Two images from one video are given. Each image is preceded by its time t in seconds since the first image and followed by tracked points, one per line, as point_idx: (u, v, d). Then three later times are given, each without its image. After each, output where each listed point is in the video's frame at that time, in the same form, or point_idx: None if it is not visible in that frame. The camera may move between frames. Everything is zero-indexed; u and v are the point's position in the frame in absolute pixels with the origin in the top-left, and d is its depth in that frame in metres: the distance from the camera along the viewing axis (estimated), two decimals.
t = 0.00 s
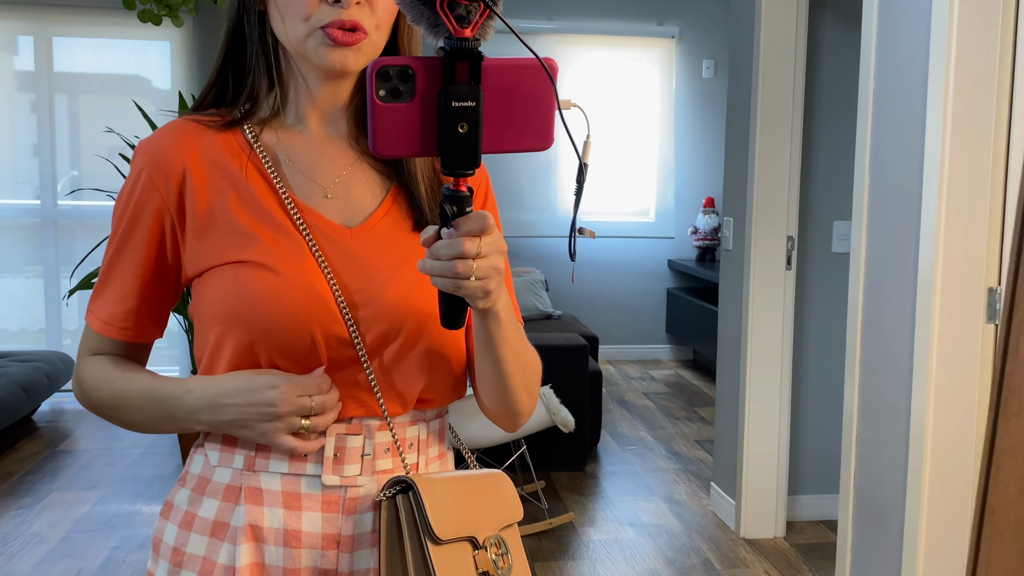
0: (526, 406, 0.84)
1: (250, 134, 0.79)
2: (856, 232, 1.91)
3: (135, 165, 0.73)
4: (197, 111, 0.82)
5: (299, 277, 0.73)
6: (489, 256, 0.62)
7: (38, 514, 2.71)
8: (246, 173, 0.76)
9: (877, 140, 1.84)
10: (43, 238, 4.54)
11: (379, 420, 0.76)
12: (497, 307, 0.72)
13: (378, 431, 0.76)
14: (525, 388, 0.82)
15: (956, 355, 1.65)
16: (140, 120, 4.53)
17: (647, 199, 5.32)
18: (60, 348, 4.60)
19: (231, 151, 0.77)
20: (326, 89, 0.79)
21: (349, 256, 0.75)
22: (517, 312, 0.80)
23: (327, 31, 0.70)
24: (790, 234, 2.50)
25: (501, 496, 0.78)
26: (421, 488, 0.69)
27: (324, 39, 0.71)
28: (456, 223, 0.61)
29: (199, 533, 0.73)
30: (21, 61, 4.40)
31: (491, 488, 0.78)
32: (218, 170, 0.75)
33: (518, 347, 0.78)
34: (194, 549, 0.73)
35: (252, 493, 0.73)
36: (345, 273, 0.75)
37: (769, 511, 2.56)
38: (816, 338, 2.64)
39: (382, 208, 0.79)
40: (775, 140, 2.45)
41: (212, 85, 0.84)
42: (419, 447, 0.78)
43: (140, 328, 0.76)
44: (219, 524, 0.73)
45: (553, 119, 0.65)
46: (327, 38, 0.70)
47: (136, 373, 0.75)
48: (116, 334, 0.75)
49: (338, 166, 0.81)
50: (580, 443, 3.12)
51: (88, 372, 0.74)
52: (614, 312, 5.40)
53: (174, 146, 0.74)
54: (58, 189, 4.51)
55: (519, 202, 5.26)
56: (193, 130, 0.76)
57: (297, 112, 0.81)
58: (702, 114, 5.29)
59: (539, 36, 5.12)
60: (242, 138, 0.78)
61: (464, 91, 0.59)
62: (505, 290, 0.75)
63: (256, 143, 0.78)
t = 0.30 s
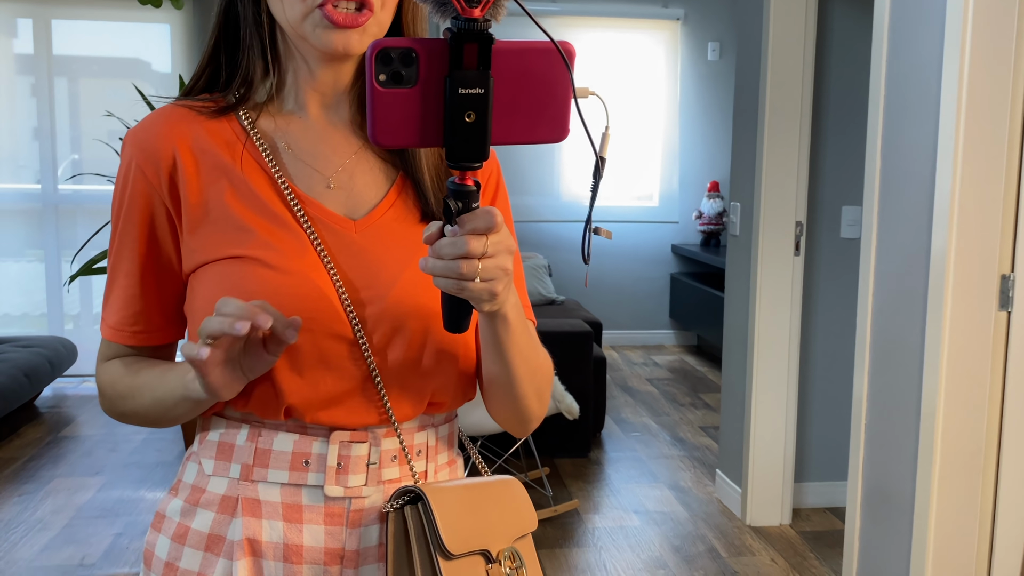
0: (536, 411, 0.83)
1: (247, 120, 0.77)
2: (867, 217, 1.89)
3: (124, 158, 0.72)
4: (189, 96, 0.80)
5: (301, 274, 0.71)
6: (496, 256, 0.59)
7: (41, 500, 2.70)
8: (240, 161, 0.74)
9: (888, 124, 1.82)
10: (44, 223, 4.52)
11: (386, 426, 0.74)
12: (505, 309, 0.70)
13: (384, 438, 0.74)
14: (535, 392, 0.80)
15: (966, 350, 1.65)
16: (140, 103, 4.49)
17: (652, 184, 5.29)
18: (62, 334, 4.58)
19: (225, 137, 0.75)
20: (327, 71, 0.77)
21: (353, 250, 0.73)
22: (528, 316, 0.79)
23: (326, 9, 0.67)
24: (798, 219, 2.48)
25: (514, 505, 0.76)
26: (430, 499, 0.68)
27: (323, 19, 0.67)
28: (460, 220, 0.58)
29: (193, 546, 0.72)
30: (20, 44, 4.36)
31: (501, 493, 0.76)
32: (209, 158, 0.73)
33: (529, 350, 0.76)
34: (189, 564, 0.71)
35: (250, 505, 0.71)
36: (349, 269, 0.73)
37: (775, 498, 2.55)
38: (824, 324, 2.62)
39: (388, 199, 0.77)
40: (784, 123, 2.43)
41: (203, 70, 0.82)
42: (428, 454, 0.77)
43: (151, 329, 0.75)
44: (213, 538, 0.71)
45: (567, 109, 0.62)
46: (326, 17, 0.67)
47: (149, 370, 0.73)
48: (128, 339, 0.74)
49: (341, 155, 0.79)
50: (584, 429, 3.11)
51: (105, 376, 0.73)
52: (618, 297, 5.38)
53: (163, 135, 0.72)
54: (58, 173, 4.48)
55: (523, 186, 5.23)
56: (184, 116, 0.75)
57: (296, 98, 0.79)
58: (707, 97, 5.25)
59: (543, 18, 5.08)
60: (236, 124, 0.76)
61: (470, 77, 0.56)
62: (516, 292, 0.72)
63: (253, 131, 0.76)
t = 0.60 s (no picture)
0: (544, 409, 0.82)
1: (246, 104, 0.76)
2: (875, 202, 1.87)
3: (119, 141, 0.70)
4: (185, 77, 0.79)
5: (302, 266, 0.70)
6: (503, 253, 0.58)
7: (47, 487, 2.70)
8: (238, 148, 0.73)
9: (898, 107, 1.80)
10: (48, 209, 4.51)
11: (394, 425, 0.74)
12: (513, 305, 0.69)
13: (390, 437, 0.73)
14: (543, 390, 0.79)
15: (977, 339, 1.64)
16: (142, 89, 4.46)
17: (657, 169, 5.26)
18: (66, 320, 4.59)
19: (224, 123, 0.74)
20: (330, 53, 0.75)
21: (356, 242, 0.73)
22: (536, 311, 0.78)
23: None
24: (806, 204, 2.46)
25: (524, 503, 0.76)
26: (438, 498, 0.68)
27: None
28: (467, 214, 0.57)
29: (194, 550, 0.71)
30: (23, 29, 4.34)
31: (511, 489, 0.76)
32: (207, 147, 0.72)
33: (537, 347, 0.75)
34: (190, 568, 0.71)
35: (251, 508, 0.71)
36: (352, 260, 0.72)
37: (781, 485, 2.55)
38: (831, 310, 2.60)
39: (392, 189, 0.76)
40: (792, 107, 2.41)
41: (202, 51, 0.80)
42: (434, 453, 0.76)
43: (126, 320, 0.73)
44: (214, 542, 0.71)
45: (580, 97, 0.60)
46: None
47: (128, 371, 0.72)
48: (100, 326, 0.72)
49: (344, 141, 0.78)
50: (589, 416, 3.10)
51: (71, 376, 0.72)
52: (622, 282, 5.36)
53: (160, 119, 0.71)
54: (61, 159, 4.47)
55: (527, 172, 5.21)
56: (181, 100, 0.73)
57: (299, 81, 0.78)
58: (712, 81, 5.22)
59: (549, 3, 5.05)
60: (236, 108, 0.76)
61: (479, 63, 0.54)
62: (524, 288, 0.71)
63: (253, 115, 0.75)
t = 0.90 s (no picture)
0: (547, 403, 0.81)
1: (240, 92, 0.75)
2: (882, 188, 1.86)
3: (112, 134, 0.70)
4: (179, 62, 0.78)
5: (298, 260, 0.70)
6: (508, 248, 0.58)
7: (54, 475, 2.71)
8: (232, 138, 0.73)
9: (906, 92, 1.79)
10: (52, 198, 4.51)
11: (394, 417, 0.73)
12: (517, 299, 0.68)
13: (390, 431, 0.73)
14: (546, 384, 0.79)
15: (985, 326, 1.63)
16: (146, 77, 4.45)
17: (662, 155, 5.24)
18: (72, 308, 4.60)
19: (218, 112, 0.73)
20: (330, 34, 0.75)
21: (354, 234, 0.72)
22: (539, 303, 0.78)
23: None
24: (813, 190, 2.45)
25: (528, 495, 0.76)
26: (441, 494, 0.68)
27: None
28: (472, 208, 0.56)
29: (193, 544, 0.71)
30: (26, 17, 4.33)
31: (513, 481, 0.76)
32: (199, 137, 0.72)
33: (541, 341, 0.75)
34: (189, 563, 0.71)
35: (250, 503, 0.71)
36: (350, 253, 0.72)
37: (787, 473, 2.55)
38: (837, 296, 2.59)
39: (392, 178, 0.76)
40: (799, 92, 2.39)
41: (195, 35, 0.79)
42: (436, 446, 0.76)
43: (135, 312, 0.74)
44: (213, 537, 0.71)
45: (591, 87, 0.59)
46: None
47: (139, 378, 0.74)
48: (111, 319, 0.74)
49: (342, 129, 0.78)
50: (594, 403, 3.10)
51: (97, 385, 0.74)
52: (628, 270, 5.36)
53: (153, 109, 0.71)
54: (65, 148, 4.46)
55: (532, 159, 5.20)
56: (174, 88, 0.73)
57: (296, 68, 0.77)
58: (718, 67, 5.20)
59: None
60: (231, 96, 0.75)
61: (487, 52, 0.54)
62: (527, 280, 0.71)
63: (248, 103, 0.75)
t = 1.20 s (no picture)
0: (557, 396, 0.81)
1: (243, 78, 0.74)
2: (892, 177, 1.85)
3: (114, 124, 0.70)
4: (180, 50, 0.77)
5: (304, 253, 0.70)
6: (517, 242, 0.57)
7: (62, 464, 2.72)
8: (235, 127, 0.72)
9: (917, 80, 1.78)
10: (59, 188, 4.51)
11: (399, 411, 0.72)
12: (526, 295, 0.67)
13: (398, 424, 0.72)
14: (556, 376, 0.78)
15: (995, 315, 1.62)
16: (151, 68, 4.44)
17: (669, 145, 5.23)
18: (79, 298, 4.61)
19: (221, 101, 0.73)
20: (334, 20, 0.76)
21: (359, 224, 0.72)
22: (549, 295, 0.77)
23: None
24: (821, 179, 2.44)
25: (536, 487, 0.76)
26: (446, 489, 0.68)
27: None
28: (480, 202, 0.56)
29: (199, 536, 0.71)
30: (31, 6, 4.32)
31: (523, 475, 0.75)
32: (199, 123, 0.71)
33: (550, 334, 0.74)
34: (196, 555, 0.71)
35: (256, 495, 0.70)
36: (355, 244, 0.72)
37: (794, 463, 2.54)
38: (846, 286, 2.58)
39: (398, 166, 0.75)
40: (807, 81, 2.37)
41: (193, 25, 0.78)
42: (445, 438, 0.75)
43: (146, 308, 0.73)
44: (220, 530, 0.71)
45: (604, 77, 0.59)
46: None
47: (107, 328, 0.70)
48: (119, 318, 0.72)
49: (348, 115, 0.77)
50: (601, 394, 3.09)
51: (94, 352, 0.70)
52: (634, 260, 5.35)
53: (154, 98, 0.70)
54: (71, 138, 4.46)
55: (539, 149, 5.19)
56: (176, 77, 0.72)
57: (302, 54, 0.77)
58: (725, 56, 5.18)
59: None
60: (232, 83, 0.74)
61: (495, 42, 0.53)
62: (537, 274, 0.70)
63: (251, 89, 0.74)
